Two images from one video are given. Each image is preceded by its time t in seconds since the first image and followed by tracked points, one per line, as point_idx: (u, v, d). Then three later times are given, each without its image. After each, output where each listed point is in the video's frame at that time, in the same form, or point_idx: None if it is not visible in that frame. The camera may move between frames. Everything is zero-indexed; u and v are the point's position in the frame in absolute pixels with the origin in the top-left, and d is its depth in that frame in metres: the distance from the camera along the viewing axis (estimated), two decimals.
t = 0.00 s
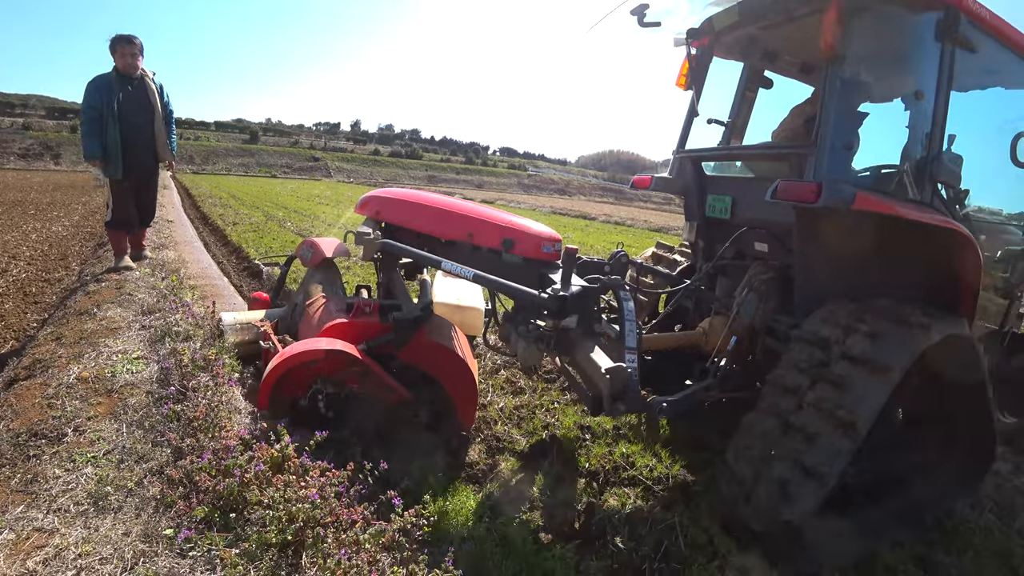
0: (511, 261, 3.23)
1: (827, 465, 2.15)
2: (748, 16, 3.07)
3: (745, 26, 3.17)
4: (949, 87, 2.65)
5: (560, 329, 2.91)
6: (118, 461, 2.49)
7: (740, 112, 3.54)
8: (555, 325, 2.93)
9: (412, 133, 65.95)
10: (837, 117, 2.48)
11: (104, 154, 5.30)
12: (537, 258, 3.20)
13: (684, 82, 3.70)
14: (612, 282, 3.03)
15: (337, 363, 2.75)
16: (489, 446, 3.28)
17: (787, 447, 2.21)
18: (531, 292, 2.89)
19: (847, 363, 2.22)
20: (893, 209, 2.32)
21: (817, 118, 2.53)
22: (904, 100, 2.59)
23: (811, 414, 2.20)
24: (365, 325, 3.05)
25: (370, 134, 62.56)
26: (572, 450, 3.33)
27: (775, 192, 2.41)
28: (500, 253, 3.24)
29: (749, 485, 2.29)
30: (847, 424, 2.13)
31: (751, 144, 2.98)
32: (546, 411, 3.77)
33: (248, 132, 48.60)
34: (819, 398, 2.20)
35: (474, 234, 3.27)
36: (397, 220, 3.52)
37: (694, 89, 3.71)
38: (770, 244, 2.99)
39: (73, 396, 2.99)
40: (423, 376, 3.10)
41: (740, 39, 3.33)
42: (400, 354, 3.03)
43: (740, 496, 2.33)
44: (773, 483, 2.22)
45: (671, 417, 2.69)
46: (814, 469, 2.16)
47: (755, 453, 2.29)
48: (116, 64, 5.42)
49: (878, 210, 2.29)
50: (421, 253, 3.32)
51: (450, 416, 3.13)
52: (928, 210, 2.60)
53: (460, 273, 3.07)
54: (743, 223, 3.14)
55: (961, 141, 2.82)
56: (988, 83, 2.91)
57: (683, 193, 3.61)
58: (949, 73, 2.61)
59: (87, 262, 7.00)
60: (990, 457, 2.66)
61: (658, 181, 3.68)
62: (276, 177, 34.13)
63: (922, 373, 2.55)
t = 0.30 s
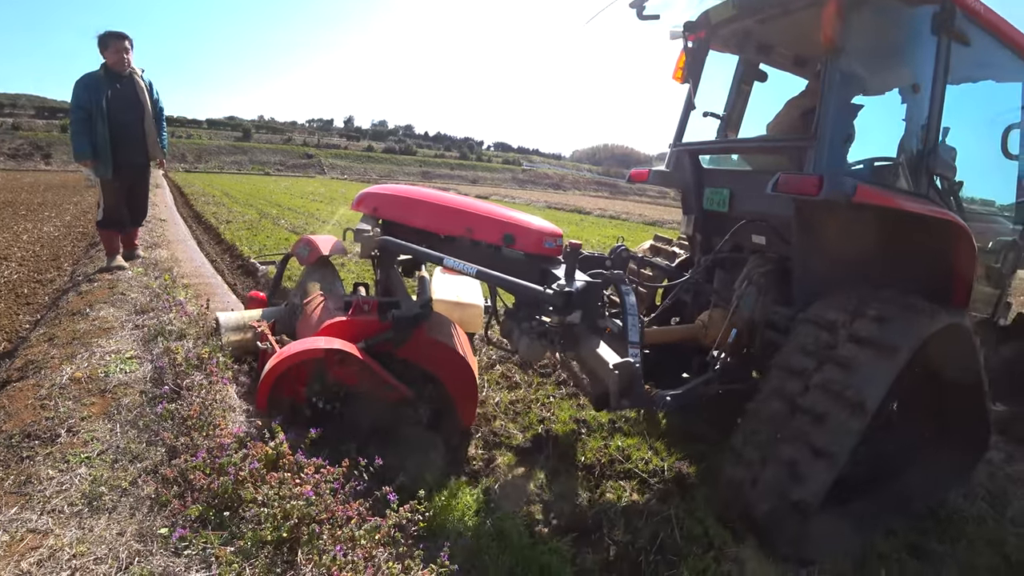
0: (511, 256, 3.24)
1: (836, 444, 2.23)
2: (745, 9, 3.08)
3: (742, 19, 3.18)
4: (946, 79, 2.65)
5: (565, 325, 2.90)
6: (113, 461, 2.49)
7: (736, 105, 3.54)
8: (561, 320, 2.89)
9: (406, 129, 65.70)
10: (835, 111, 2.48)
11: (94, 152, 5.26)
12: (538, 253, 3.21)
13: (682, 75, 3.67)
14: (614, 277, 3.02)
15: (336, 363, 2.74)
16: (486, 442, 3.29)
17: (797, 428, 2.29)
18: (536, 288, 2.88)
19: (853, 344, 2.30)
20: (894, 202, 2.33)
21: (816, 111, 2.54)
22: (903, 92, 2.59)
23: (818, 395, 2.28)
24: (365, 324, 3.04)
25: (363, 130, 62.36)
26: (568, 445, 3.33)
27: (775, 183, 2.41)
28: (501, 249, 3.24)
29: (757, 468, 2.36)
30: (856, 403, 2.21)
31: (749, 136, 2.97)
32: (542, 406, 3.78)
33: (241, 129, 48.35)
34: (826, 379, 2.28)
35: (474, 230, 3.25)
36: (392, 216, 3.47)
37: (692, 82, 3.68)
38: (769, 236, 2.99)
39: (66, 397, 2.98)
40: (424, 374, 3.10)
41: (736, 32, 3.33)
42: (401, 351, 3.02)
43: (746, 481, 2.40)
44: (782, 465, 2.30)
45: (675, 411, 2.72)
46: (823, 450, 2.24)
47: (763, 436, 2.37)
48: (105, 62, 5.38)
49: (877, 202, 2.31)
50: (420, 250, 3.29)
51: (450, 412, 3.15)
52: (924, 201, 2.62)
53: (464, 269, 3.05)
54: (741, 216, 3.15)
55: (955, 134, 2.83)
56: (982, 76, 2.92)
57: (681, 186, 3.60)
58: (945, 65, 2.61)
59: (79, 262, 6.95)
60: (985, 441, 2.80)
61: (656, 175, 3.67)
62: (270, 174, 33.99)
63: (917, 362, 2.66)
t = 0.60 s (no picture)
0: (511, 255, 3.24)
1: (844, 430, 2.23)
2: (744, 5, 3.08)
3: (740, 16, 3.18)
4: (941, 77, 2.66)
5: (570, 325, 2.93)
6: (106, 463, 2.48)
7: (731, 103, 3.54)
8: (566, 320, 2.93)
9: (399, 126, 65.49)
10: (835, 109, 2.50)
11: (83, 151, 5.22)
12: (540, 252, 3.22)
13: (679, 72, 3.65)
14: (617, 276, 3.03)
15: (335, 365, 2.74)
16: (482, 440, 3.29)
17: (805, 414, 2.30)
18: (542, 288, 2.89)
19: (859, 332, 2.34)
20: (895, 200, 2.34)
21: (816, 109, 2.55)
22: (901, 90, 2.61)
23: (826, 381, 2.30)
24: (364, 324, 3.02)
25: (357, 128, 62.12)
26: (564, 441, 3.34)
27: (776, 181, 2.42)
28: (502, 248, 3.23)
29: (764, 455, 2.35)
30: (863, 389, 2.23)
31: (746, 133, 2.98)
32: (538, 403, 3.78)
33: (233, 127, 48.09)
34: (835, 366, 2.31)
35: (474, 229, 3.24)
36: (390, 215, 3.42)
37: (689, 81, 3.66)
38: (767, 233, 3.00)
39: (58, 399, 2.96)
40: (424, 374, 3.09)
41: (731, 30, 3.34)
42: (401, 353, 3.01)
43: (751, 468, 2.39)
44: (790, 452, 2.29)
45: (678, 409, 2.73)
46: (830, 435, 2.24)
47: (770, 423, 2.38)
48: (95, 60, 5.33)
49: (878, 199, 2.32)
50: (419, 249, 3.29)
51: (449, 413, 3.15)
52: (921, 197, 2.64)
53: (466, 269, 3.05)
54: (740, 212, 3.16)
55: (948, 130, 2.86)
56: (974, 74, 2.94)
57: (679, 184, 3.61)
58: (941, 64, 2.63)
59: (71, 263, 6.91)
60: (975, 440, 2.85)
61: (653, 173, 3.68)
62: (263, 172, 33.83)
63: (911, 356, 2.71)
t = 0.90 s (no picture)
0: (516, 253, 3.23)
1: (856, 414, 2.21)
2: (744, 4, 3.07)
3: (739, 14, 3.17)
4: (941, 76, 2.68)
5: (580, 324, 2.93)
6: (106, 459, 2.48)
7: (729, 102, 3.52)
8: (576, 319, 2.90)
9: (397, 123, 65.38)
10: (838, 107, 2.50)
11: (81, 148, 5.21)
12: (548, 250, 3.21)
13: (679, 70, 3.63)
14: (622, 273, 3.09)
15: (337, 364, 2.72)
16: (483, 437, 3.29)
17: (816, 400, 2.31)
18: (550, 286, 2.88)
19: (866, 322, 2.35)
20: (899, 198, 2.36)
21: (819, 107, 2.55)
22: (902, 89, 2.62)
23: (836, 368, 2.31)
24: (365, 324, 3.00)
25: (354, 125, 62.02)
26: (562, 437, 3.35)
27: (781, 178, 2.43)
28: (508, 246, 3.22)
29: (774, 442, 2.36)
30: (873, 374, 2.22)
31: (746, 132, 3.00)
32: (536, 400, 3.79)
33: (231, 124, 47.99)
34: (843, 352, 2.33)
35: (479, 228, 3.23)
36: (394, 214, 3.41)
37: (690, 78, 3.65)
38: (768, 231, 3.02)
39: (57, 395, 2.96)
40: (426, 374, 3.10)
41: (730, 29, 3.34)
42: (402, 352, 3.01)
43: (761, 453, 2.40)
44: (801, 438, 2.30)
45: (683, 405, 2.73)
46: (842, 420, 2.23)
47: (780, 410, 2.39)
48: (93, 56, 5.32)
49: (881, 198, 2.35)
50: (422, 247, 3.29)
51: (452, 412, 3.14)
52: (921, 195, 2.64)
53: (472, 268, 3.04)
54: (741, 210, 3.18)
55: (944, 130, 2.87)
56: (971, 73, 2.95)
57: (680, 181, 3.61)
58: (941, 63, 2.64)
59: (69, 259, 6.90)
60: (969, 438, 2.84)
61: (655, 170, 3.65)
62: (261, 170, 33.78)
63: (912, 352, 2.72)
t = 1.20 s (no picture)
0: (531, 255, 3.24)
1: (878, 407, 2.23)
2: (757, 7, 3.07)
3: (751, 18, 3.17)
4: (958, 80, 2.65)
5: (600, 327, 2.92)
6: (120, 457, 2.51)
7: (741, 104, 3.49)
8: (597, 321, 2.93)
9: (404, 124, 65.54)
10: (855, 110, 2.51)
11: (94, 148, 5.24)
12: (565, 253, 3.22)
13: (693, 72, 3.64)
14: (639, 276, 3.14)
15: (352, 369, 2.75)
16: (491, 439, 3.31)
17: (836, 392, 2.32)
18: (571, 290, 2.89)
19: (885, 319, 2.34)
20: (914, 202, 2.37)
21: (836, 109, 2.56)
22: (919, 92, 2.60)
23: (856, 361, 2.31)
24: (382, 326, 3.01)
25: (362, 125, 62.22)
26: (572, 437, 3.36)
27: (800, 180, 2.44)
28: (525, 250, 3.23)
29: (795, 436, 2.39)
30: (894, 367, 2.24)
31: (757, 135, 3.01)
32: (545, 401, 3.80)
33: (239, 124, 48.24)
34: (863, 346, 2.33)
35: (497, 231, 3.23)
36: (410, 216, 3.41)
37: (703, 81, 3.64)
38: (782, 233, 2.99)
39: (72, 394, 2.99)
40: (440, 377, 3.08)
41: (742, 31, 3.34)
42: (417, 355, 2.99)
43: (782, 449, 2.42)
44: (823, 431, 2.31)
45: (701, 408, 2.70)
46: (863, 413, 2.25)
47: (801, 403, 2.40)
48: (106, 58, 5.36)
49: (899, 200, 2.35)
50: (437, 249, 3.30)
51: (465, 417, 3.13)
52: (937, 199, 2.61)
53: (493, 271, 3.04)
54: (756, 212, 3.15)
55: (958, 132, 2.86)
56: (984, 77, 2.94)
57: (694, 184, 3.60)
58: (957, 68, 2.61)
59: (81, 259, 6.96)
60: (982, 443, 2.78)
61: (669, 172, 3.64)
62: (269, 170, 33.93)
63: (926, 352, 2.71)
